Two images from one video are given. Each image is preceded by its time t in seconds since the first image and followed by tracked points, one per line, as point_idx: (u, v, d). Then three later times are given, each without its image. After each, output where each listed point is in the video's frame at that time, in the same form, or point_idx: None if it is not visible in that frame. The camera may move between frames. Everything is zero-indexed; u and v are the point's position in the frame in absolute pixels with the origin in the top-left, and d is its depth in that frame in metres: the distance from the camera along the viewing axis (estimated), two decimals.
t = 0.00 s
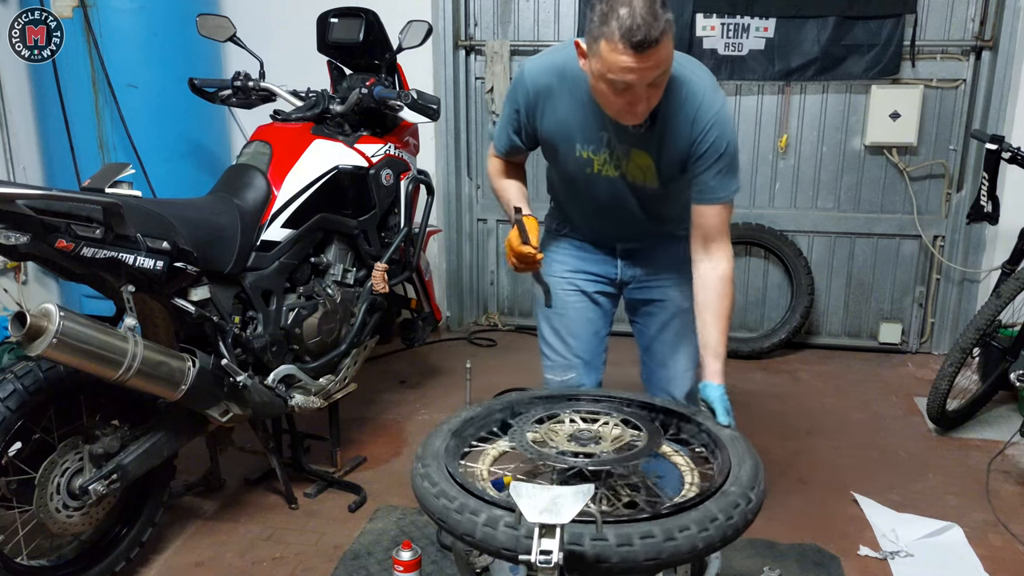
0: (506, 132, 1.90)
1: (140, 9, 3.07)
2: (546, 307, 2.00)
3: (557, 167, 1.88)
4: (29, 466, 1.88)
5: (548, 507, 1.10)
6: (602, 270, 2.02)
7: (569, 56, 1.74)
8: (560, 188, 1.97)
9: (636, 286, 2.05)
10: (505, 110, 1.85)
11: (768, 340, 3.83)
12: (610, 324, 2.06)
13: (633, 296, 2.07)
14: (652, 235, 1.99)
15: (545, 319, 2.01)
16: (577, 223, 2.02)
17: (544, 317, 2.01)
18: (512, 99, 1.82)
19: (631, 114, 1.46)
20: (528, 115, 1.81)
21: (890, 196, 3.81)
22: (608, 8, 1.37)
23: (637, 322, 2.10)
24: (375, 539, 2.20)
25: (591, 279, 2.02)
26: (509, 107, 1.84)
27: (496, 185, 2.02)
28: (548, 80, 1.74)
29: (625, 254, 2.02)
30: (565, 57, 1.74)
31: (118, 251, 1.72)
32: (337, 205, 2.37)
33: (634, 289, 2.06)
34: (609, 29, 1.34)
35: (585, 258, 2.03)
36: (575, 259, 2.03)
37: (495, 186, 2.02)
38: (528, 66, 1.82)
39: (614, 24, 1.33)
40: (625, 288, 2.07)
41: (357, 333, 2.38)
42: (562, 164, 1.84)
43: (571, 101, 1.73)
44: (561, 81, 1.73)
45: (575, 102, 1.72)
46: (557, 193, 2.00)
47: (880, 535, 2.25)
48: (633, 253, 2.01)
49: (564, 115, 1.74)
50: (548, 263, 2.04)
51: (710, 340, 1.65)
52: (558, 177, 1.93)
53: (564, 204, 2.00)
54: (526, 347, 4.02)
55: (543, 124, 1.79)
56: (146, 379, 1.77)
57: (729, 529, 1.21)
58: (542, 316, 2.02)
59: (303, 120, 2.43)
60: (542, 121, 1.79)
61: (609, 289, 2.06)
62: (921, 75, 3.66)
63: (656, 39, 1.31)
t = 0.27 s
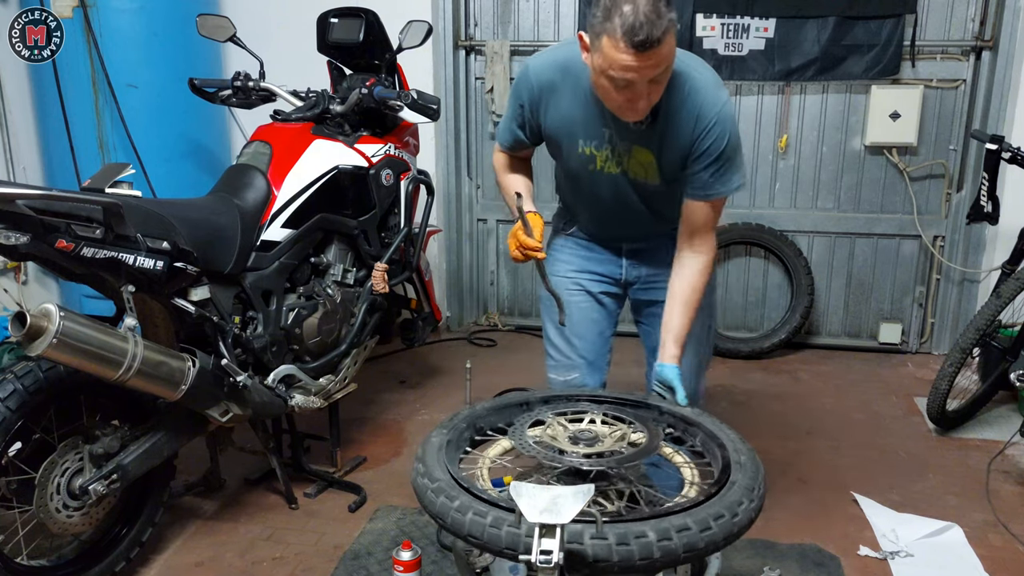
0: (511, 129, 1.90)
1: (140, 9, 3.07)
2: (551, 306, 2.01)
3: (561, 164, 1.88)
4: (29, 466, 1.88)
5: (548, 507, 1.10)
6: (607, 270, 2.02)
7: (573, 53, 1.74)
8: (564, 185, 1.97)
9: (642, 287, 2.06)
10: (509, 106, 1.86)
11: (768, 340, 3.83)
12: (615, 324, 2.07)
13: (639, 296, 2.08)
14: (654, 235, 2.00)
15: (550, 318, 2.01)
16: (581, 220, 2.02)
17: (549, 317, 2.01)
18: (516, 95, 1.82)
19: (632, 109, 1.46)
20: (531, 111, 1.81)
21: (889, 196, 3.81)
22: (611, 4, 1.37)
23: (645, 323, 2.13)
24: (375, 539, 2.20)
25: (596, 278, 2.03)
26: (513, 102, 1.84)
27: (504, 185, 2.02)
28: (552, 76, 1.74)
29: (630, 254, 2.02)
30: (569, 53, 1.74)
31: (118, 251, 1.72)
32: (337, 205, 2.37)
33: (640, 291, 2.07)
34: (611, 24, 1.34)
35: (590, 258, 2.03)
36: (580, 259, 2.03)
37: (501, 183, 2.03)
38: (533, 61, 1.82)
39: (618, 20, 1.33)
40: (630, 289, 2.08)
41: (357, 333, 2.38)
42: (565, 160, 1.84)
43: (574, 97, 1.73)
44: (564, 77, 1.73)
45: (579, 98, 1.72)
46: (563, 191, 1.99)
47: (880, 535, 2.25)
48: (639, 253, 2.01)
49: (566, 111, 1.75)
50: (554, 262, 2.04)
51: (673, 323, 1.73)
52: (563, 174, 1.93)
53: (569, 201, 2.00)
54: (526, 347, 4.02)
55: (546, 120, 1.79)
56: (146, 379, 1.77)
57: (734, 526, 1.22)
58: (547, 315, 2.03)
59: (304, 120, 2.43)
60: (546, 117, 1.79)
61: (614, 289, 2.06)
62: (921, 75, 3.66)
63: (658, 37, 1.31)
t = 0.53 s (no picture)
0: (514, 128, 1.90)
1: (140, 9, 3.07)
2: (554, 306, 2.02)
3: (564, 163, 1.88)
4: (29, 466, 1.88)
5: (548, 507, 1.10)
6: (610, 270, 2.02)
7: (576, 53, 1.73)
8: (568, 184, 1.96)
9: (645, 287, 2.05)
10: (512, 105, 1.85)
11: (768, 341, 3.83)
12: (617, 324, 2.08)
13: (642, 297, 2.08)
14: (657, 237, 1.99)
15: (554, 317, 2.03)
16: (584, 220, 2.02)
17: (554, 315, 2.03)
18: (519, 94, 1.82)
19: (630, 115, 1.47)
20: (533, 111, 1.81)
21: (889, 196, 3.81)
22: (613, 11, 1.37)
23: (649, 323, 2.13)
24: (375, 539, 2.20)
25: (599, 278, 2.03)
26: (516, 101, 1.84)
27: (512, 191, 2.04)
28: (555, 76, 1.74)
29: (634, 254, 2.02)
30: (572, 53, 1.74)
31: (118, 251, 1.72)
32: (337, 205, 2.37)
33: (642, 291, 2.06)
34: (611, 34, 1.34)
35: (594, 258, 2.03)
36: (584, 259, 2.04)
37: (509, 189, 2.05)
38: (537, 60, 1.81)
39: (617, 30, 1.33)
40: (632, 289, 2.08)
41: (357, 333, 2.38)
42: (569, 159, 1.84)
43: (577, 98, 1.72)
44: (566, 77, 1.72)
45: (581, 98, 1.71)
46: (568, 190, 1.99)
47: (880, 535, 2.25)
48: (644, 253, 2.01)
49: (568, 111, 1.74)
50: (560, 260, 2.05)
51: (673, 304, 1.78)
52: (567, 173, 1.93)
53: (573, 199, 1.99)
54: (526, 347, 4.02)
55: (549, 120, 1.79)
56: (146, 379, 1.77)
57: (741, 522, 1.22)
58: (552, 313, 2.04)
59: (304, 120, 2.43)
60: (548, 116, 1.79)
61: (617, 289, 2.07)
62: (921, 75, 3.66)
63: (655, 51, 1.31)
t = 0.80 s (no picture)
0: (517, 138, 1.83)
1: (140, 9, 3.06)
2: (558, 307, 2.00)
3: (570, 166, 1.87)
4: (29, 466, 1.88)
5: (548, 507, 1.10)
6: (616, 270, 2.04)
7: (579, 57, 1.70)
8: (573, 187, 1.95)
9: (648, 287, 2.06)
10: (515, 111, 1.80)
11: (768, 341, 3.83)
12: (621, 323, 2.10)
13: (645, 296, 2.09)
14: (663, 236, 1.99)
15: (555, 315, 2.01)
16: (590, 221, 2.02)
17: (554, 314, 2.00)
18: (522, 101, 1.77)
19: (636, 119, 1.47)
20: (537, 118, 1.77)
21: (889, 196, 3.81)
22: (619, 19, 1.37)
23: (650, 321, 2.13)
24: (375, 539, 2.20)
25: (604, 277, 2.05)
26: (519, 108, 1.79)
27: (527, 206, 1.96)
28: (559, 82, 1.70)
29: (637, 254, 2.02)
30: (577, 57, 1.70)
31: (118, 251, 1.72)
32: (337, 205, 2.37)
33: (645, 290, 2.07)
34: (617, 41, 1.34)
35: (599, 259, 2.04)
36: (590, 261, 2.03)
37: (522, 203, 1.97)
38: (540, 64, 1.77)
39: (624, 37, 1.33)
40: (636, 289, 2.09)
41: (357, 333, 2.38)
42: (576, 164, 1.82)
43: (583, 103, 1.69)
44: (572, 83, 1.69)
45: (587, 104, 1.69)
46: (574, 194, 1.97)
47: (880, 535, 2.25)
48: (648, 254, 2.01)
49: (574, 117, 1.71)
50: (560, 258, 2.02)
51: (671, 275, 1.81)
52: (572, 175, 1.92)
53: (578, 201, 1.99)
54: (526, 347, 4.02)
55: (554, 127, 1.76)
56: (146, 379, 1.77)
57: (740, 522, 1.22)
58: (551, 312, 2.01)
59: (304, 120, 2.43)
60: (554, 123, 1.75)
61: (620, 289, 2.08)
62: (921, 75, 3.66)
63: (662, 59, 1.31)
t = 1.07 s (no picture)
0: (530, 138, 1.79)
1: (140, 9, 3.06)
2: (562, 307, 2.00)
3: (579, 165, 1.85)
4: (29, 466, 1.88)
5: (548, 507, 1.10)
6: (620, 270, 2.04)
7: (595, 56, 1.66)
8: (581, 186, 1.93)
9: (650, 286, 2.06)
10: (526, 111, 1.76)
11: (769, 341, 3.83)
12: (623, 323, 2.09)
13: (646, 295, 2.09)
14: (665, 235, 1.99)
15: (556, 316, 2.01)
16: (595, 220, 2.00)
17: (556, 314, 2.01)
18: (534, 101, 1.73)
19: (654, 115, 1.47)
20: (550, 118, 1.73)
21: (889, 196, 3.81)
22: (643, 13, 1.36)
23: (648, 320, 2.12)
24: (375, 539, 2.20)
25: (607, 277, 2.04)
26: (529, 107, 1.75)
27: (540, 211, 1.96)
28: (573, 81, 1.67)
29: (641, 253, 2.02)
30: (590, 55, 1.67)
31: (118, 251, 1.72)
32: (337, 205, 2.37)
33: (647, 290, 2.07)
34: (642, 35, 1.34)
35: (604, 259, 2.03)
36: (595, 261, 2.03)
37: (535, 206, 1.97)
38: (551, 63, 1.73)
39: (649, 31, 1.33)
40: (638, 289, 2.09)
41: (357, 333, 2.38)
42: (586, 163, 1.80)
43: (598, 102, 1.67)
44: (586, 82, 1.66)
45: (603, 104, 1.66)
46: (582, 192, 1.95)
47: (880, 535, 2.25)
48: (651, 253, 2.02)
49: (589, 116, 1.69)
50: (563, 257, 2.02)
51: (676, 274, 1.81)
52: (580, 175, 1.90)
53: (586, 201, 1.97)
54: (526, 347, 4.01)
55: (568, 126, 1.73)
56: (146, 379, 1.77)
57: (739, 522, 1.22)
58: (552, 312, 2.02)
59: (304, 120, 2.43)
60: (567, 123, 1.72)
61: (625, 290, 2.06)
62: (921, 75, 3.66)
63: (687, 53, 1.31)
